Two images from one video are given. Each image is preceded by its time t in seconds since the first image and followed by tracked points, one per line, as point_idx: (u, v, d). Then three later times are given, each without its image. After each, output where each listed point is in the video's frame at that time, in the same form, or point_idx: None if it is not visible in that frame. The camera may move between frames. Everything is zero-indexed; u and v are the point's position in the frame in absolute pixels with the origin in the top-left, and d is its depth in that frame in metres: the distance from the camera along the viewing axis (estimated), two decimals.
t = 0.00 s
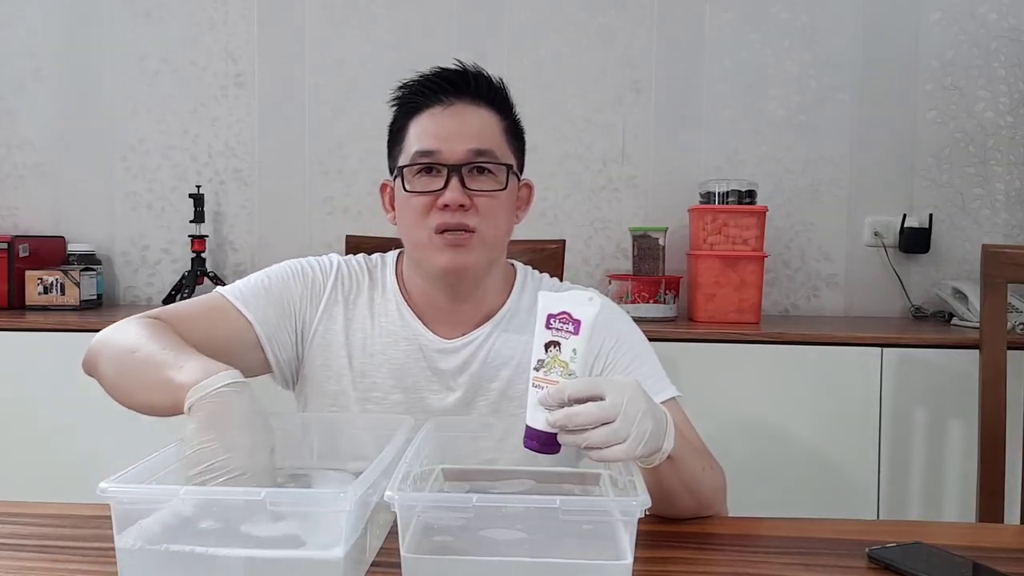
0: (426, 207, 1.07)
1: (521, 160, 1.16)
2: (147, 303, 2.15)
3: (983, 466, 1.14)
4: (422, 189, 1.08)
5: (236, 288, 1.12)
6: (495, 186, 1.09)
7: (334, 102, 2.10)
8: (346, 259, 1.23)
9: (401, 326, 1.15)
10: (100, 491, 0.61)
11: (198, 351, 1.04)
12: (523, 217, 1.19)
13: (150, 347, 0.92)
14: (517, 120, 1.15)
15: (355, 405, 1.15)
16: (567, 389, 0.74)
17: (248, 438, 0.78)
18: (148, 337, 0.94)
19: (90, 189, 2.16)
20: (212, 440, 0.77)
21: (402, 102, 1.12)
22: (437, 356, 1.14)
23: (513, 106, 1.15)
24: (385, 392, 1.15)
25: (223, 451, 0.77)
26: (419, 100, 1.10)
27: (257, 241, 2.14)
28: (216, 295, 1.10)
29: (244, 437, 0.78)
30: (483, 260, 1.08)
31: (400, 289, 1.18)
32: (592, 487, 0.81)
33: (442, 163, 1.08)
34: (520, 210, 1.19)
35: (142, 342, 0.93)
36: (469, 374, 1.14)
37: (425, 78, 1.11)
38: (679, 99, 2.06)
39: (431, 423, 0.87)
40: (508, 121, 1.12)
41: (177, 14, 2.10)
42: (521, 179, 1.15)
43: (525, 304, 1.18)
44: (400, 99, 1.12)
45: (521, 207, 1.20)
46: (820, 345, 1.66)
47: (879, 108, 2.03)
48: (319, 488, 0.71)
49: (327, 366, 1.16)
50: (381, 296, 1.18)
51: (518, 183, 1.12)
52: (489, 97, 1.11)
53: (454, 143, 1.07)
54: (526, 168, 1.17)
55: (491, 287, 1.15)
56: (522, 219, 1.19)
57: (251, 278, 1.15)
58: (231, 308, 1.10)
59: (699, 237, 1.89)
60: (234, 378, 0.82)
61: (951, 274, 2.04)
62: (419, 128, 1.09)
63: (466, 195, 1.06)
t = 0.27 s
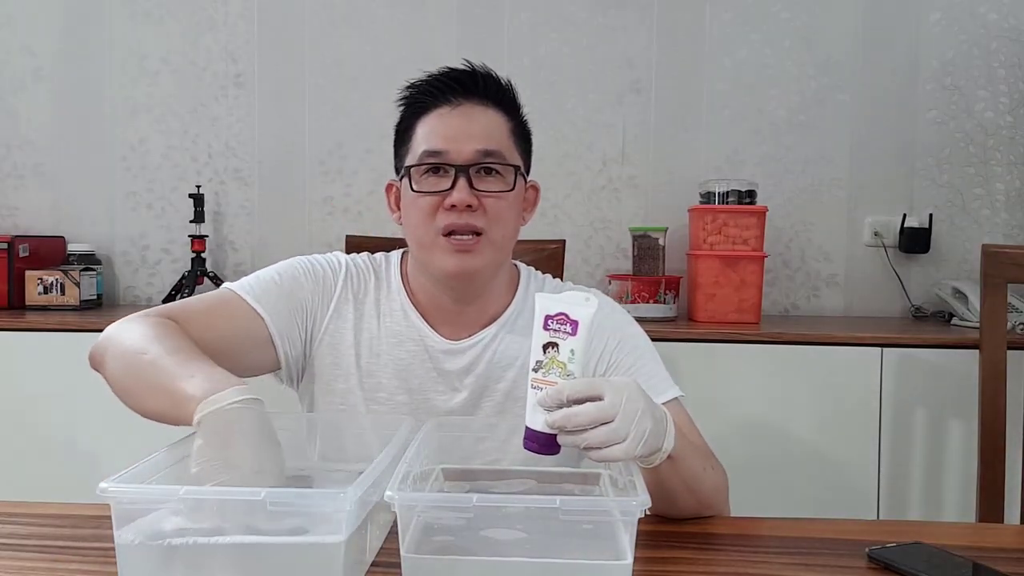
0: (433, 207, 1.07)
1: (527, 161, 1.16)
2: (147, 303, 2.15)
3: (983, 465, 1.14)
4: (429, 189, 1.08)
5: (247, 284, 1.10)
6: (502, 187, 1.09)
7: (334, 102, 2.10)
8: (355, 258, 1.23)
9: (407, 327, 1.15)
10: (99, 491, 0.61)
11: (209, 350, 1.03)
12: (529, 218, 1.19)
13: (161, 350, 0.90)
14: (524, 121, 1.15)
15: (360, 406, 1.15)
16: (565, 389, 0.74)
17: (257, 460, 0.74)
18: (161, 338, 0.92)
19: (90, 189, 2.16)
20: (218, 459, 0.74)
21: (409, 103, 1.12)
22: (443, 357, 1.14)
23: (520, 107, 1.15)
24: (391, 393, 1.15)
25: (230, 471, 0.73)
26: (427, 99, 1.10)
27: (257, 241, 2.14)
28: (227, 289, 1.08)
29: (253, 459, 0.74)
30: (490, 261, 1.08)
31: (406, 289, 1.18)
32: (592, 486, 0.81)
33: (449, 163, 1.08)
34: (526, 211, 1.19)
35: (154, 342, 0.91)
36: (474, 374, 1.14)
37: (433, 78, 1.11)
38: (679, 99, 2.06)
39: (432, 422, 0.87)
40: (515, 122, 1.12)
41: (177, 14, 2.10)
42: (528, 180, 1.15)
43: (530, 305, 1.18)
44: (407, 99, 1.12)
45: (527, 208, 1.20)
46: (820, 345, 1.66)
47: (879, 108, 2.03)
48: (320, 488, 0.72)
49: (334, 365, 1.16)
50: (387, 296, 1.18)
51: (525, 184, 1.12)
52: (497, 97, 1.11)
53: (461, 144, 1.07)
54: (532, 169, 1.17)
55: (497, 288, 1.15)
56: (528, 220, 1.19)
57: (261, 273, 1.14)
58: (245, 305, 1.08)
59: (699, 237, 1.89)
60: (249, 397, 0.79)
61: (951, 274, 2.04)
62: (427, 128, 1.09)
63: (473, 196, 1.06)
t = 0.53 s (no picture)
0: (436, 208, 1.07)
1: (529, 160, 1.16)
2: (147, 304, 2.15)
3: (983, 465, 1.14)
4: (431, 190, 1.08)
5: (257, 283, 1.10)
6: (504, 188, 1.09)
7: (334, 103, 2.10)
8: (360, 256, 1.23)
9: (412, 328, 1.15)
10: (99, 491, 0.61)
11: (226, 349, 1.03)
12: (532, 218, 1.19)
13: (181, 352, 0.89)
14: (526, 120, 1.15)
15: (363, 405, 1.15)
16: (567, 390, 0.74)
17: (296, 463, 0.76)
18: (179, 339, 0.91)
19: (90, 189, 2.16)
20: (256, 464, 0.75)
21: (411, 103, 1.12)
22: (447, 357, 1.14)
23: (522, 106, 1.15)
24: (395, 392, 1.15)
25: (273, 478, 0.75)
26: (429, 100, 1.10)
27: (257, 241, 2.14)
28: (233, 287, 1.08)
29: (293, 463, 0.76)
30: (494, 261, 1.09)
31: (409, 288, 1.18)
32: (593, 486, 0.81)
33: (452, 164, 1.08)
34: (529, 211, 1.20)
35: (174, 345, 0.91)
36: (478, 375, 1.14)
37: (435, 78, 1.11)
38: (679, 99, 2.06)
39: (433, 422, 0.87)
40: (517, 122, 1.12)
41: (177, 14, 2.10)
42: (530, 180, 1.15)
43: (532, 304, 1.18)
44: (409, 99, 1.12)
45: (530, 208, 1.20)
46: (820, 345, 1.66)
47: (879, 108, 2.03)
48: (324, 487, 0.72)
49: (340, 364, 1.16)
50: (391, 295, 1.18)
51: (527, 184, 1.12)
52: (499, 97, 1.11)
53: (464, 144, 1.07)
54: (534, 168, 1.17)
55: (501, 287, 1.15)
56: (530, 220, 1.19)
57: (267, 272, 1.13)
58: (257, 305, 1.07)
59: (699, 237, 1.89)
60: (283, 401, 0.80)
61: (951, 274, 2.04)
62: (429, 128, 1.09)
63: (476, 197, 1.06)
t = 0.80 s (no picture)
0: (431, 217, 1.07)
1: (527, 167, 1.15)
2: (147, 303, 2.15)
3: (983, 465, 1.14)
4: (426, 200, 1.07)
5: (255, 283, 1.10)
6: (499, 199, 1.08)
7: (334, 103, 2.10)
8: (360, 256, 1.23)
9: (411, 328, 1.15)
10: (99, 491, 0.61)
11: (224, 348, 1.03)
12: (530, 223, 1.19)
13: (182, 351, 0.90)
14: (524, 126, 1.14)
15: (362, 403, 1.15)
16: (569, 390, 0.74)
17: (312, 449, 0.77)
18: (180, 338, 0.91)
19: (90, 189, 2.16)
20: (277, 455, 0.76)
21: (409, 110, 1.11)
22: (445, 356, 1.14)
23: (521, 112, 1.14)
24: (393, 391, 1.15)
25: (295, 465, 0.76)
26: (425, 108, 1.09)
27: (257, 241, 2.14)
28: (230, 285, 1.08)
29: (309, 449, 0.77)
30: (488, 270, 1.09)
31: (408, 288, 1.18)
32: (592, 486, 0.81)
33: (446, 175, 1.07)
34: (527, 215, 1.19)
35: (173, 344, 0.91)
36: (477, 374, 1.14)
37: (432, 86, 1.09)
38: (679, 99, 2.06)
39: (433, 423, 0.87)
40: (514, 130, 1.11)
41: (177, 14, 2.10)
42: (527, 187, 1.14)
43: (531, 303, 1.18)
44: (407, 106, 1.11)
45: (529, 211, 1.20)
46: (820, 345, 1.66)
47: (878, 108, 2.03)
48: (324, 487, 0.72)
49: (337, 363, 1.16)
50: (391, 295, 1.18)
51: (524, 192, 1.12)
52: (496, 106, 1.09)
53: (458, 155, 1.06)
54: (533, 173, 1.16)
55: (498, 291, 1.15)
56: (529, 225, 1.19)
57: (264, 271, 1.14)
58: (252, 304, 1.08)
59: (699, 237, 1.89)
60: (289, 390, 0.80)
61: (951, 274, 2.04)
62: (424, 137, 1.08)
63: (471, 208, 1.06)
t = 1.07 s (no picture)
0: (426, 231, 1.06)
1: (531, 181, 1.13)
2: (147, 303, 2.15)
3: (983, 465, 1.14)
4: (423, 213, 1.06)
5: (251, 275, 1.11)
6: (496, 218, 1.06)
7: (334, 103, 2.10)
8: (359, 253, 1.23)
9: (409, 328, 1.15)
10: (99, 491, 0.61)
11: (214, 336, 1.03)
12: (531, 234, 1.18)
13: (170, 331, 0.90)
14: (530, 140, 1.10)
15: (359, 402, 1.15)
16: (569, 389, 0.74)
17: (283, 438, 0.77)
18: (170, 321, 0.92)
19: (90, 189, 2.16)
20: (239, 438, 0.76)
21: (416, 117, 1.08)
22: (443, 356, 1.14)
23: (529, 125, 1.10)
24: (390, 389, 1.15)
25: (256, 450, 0.75)
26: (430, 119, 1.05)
27: (257, 240, 2.14)
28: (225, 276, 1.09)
29: (278, 437, 0.76)
30: (481, 282, 1.09)
31: (408, 288, 1.17)
32: (592, 486, 0.81)
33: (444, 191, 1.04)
34: (529, 224, 1.18)
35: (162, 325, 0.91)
36: (474, 373, 1.14)
37: (440, 96, 1.06)
38: (679, 99, 2.06)
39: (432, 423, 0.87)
40: (518, 146, 1.08)
41: (177, 14, 2.10)
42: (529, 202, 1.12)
43: (529, 303, 1.18)
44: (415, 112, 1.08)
45: (531, 220, 1.19)
46: (819, 345, 1.66)
47: (878, 108, 2.03)
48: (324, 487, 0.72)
49: (334, 362, 1.16)
50: (388, 294, 1.18)
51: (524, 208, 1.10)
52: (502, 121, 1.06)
53: (458, 172, 1.04)
54: (537, 185, 1.14)
55: (494, 297, 1.15)
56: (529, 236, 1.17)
57: (262, 265, 1.14)
58: (245, 295, 1.08)
59: (699, 237, 1.89)
60: (263, 375, 0.79)
61: (951, 274, 2.04)
62: (426, 149, 1.05)
63: (466, 226, 1.04)
